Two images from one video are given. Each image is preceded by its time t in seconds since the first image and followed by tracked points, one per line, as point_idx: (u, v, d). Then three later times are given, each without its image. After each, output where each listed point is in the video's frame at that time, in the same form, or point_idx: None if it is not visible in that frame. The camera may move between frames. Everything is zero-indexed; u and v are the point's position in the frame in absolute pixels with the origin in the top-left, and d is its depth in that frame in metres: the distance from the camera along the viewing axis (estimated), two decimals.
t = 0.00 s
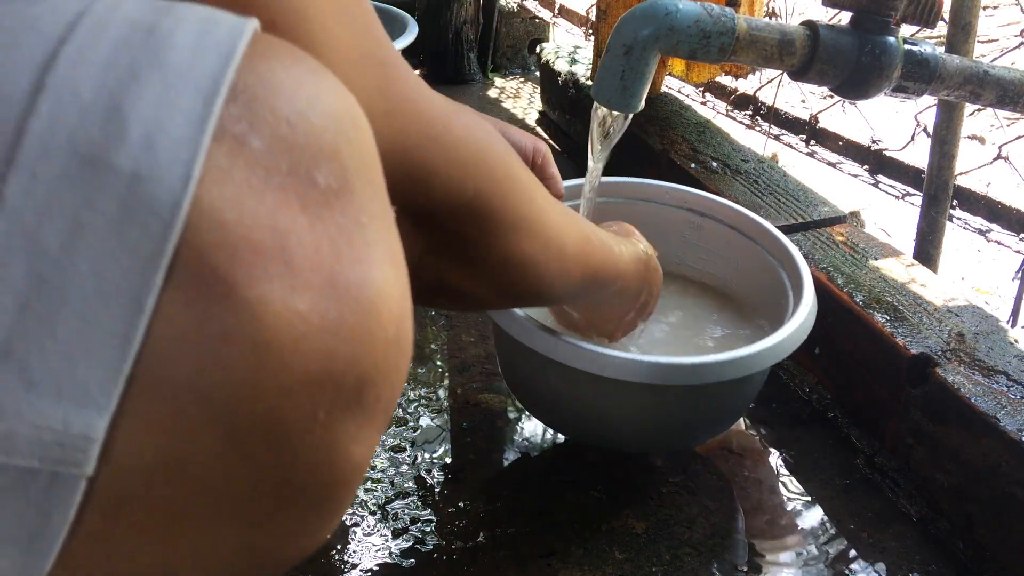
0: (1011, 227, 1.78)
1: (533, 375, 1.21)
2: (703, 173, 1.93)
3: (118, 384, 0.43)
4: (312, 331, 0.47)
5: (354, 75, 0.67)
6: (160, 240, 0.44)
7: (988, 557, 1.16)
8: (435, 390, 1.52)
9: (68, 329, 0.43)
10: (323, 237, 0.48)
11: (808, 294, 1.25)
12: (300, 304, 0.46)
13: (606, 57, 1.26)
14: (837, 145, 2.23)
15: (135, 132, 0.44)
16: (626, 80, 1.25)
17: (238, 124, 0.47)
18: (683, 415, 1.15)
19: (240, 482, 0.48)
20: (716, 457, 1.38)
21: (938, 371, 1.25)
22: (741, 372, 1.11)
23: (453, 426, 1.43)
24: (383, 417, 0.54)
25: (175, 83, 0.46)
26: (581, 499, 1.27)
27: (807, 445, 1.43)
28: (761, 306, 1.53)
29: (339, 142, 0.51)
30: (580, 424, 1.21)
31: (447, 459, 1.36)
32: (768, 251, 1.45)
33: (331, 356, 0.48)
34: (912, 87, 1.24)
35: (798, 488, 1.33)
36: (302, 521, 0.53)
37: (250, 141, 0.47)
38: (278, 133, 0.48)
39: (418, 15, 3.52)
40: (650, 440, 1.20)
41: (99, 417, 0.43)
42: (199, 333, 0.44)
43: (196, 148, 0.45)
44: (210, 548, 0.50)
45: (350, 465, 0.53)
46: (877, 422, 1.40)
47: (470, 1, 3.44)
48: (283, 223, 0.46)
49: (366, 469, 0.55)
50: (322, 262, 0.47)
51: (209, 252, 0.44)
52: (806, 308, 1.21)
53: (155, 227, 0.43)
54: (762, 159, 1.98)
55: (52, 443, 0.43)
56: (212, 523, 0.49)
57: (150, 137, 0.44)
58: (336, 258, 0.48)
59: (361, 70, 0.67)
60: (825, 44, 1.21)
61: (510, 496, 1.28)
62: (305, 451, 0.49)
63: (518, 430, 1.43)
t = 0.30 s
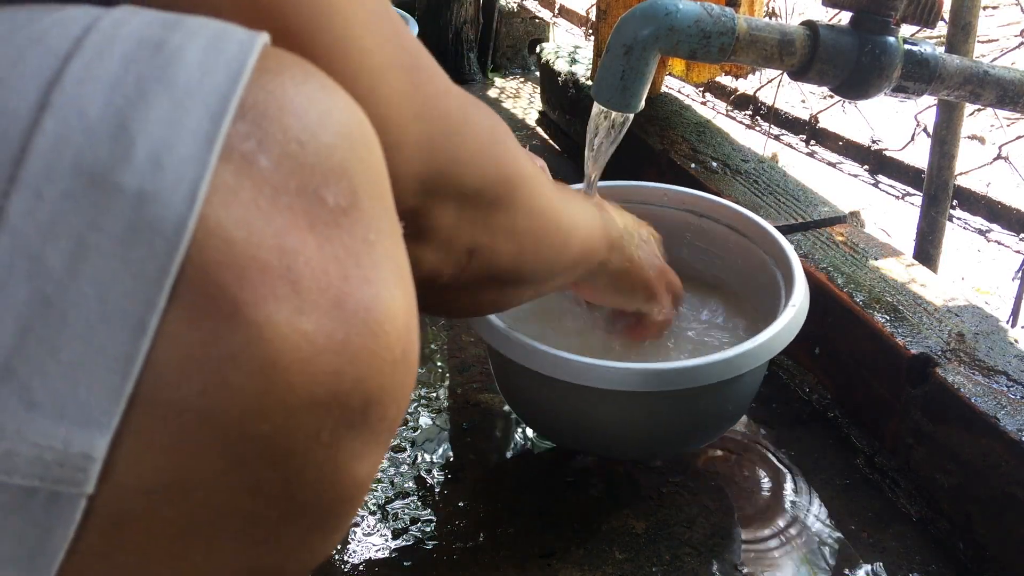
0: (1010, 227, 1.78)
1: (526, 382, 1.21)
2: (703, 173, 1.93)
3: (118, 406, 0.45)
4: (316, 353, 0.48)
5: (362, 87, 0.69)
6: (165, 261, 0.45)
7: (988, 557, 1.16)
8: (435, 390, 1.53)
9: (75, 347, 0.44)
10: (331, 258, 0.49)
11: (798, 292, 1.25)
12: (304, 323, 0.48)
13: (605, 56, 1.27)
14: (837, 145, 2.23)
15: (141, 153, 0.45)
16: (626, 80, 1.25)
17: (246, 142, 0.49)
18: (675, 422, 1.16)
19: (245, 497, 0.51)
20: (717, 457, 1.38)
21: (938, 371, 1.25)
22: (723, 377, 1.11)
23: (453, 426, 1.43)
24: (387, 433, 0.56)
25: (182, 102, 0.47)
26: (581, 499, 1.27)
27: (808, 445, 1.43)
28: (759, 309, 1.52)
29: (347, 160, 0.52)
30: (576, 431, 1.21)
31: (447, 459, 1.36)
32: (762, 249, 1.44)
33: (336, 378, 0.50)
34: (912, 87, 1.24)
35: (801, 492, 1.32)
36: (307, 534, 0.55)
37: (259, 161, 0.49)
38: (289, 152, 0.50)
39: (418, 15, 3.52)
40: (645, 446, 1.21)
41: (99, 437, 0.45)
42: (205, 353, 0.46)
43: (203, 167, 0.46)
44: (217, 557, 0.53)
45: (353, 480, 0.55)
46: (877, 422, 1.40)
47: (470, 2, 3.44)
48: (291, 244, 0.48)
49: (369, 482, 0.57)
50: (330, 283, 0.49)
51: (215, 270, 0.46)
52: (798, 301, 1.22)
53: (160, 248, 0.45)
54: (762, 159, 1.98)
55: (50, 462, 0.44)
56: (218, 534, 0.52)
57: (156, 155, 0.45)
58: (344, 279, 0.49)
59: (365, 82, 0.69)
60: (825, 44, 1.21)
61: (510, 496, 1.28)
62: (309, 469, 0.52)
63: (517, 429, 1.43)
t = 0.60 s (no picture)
0: (1011, 227, 1.78)
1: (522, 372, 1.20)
2: (703, 173, 1.93)
3: (97, 339, 0.42)
4: (294, 295, 0.45)
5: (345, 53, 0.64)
6: (142, 198, 0.41)
7: (988, 558, 1.16)
8: (435, 390, 1.53)
9: (49, 289, 0.41)
10: (307, 207, 0.46)
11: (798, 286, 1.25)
12: (280, 266, 0.44)
13: (606, 56, 1.27)
14: (837, 145, 2.23)
15: (121, 95, 0.42)
16: (626, 80, 1.25)
17: (223, 92, 0.44)
18: (669, 413, 1.15)
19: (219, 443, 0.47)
20: (716, 457, 1.38)
21: (938, 371, 1.25)
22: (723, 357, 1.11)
23: (453, 426, 1.43)
24: (370, 385, 0.53)
25: (163, 47, 0.43)
26: (581, 499, 1.28)
27: (808, 445, 1.43)
28: (755, 312, 1.52)
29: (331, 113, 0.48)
30: (568, 425, 1.21)
31: (447, 459, 1.36)
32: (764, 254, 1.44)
33: (314, 320, 0.46)
34: (912, 87, 1.24)
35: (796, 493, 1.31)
36: (284, 484, 0.51)
37: (236, 111, 0.45)
38: (265, 105, 0.46)
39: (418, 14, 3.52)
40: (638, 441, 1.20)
41: (79, 368, 0.42)
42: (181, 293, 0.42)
43: (181, 112, 0.42)
44: (189, 507, 0.50)
45: (334, 431, 0.51)
46: (877, 422, 1.40)
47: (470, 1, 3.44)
48: (265, 188, 0.44)
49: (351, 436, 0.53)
50: (305, 230, 0.45)
51: (190, 216, 0.42)
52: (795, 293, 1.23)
53: (138, 188, 0.41)
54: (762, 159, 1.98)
55: (32, 395, 0.41)
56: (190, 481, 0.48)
57: (136, 98, 0.42)
58: (319, 226, 0.46)
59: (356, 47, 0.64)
60: (825, 44, 1.21)
61: (510, 497, 1.28)
62: (286, 414, 0.48)
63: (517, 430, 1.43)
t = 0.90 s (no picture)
0: (1011, 227, 1.78)
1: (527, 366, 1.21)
2: (703, 173, 1.93)
3: (42, 295, 0.42)
4: (245, 250, 0.43)
5: (308, 21, 0.62)
6: (84, 151, 0.42)
7: (988, 558, 1.16)
8: (435, 390, 1.53)
9: None
10: (258, 162, 0.44)
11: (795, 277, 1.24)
12: (229, 220, 0.43)
13: (605, 56, 1.26)
14: (837, 145, 2.23)
15: (59, 50, 0.43)
16: (626, 80, 1.24)
17: (168, 48, 0.44)
18: (667, 402, 1.16)
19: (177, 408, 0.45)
20: (717, 457, 1.38)
21: (938, 371, 1.25)
22: (725, 349, 1.10)
23: (453, 426, 1.43)
24: (336, 348, 0.51)
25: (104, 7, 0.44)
26: (581, 499, 1.28)
27: (807, 445, 1.43)
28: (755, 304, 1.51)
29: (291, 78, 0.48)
30: (564, 414, 1.22)
31: (447, 459, 1.36)
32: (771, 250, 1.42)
33: (267, 275, 0.44)
34: (912, 87, 1.24)
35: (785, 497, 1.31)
36: (250, 450, 0.50)
37: (180, 64, 0.44)
38: (212, 60, 0.45)
39: (419, 15, 3.51)
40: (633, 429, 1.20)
41: (26, 325, 0.42)
42: (127, 247, 0.42)
43: (120, 65, 0.43)
44: (150, 479, 0.48)
45: (298, 393, 0.49)
46: (877, 422, 1.40)
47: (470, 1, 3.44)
48: (213, 143, 0.43)
49: (318, 400, 0.52)
50: (255, 184, 0.44)
51: (135, 168, 0.42)
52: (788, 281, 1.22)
53: (79, 141, 0.42)
54: (762, 159, 1.98)
55: None
56: (151, 450, 0.47)
57: (74, 54, 0.43)
58: (270, 181, 0.44)
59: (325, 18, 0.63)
60: (825, 44, 1.21)
61: (511, 497, 1.28)
62: (246, 375, 0.46)
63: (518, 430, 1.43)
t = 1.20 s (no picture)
0: (1011, 227, 1.78)
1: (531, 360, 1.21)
2: (703, 173, 1.93)
3: (15, 274, 0.41)
4: (222, 229, 0.42)
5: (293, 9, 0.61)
6: (54, 128, 0.41)
7: (988, 558, 1.16)
8: (435, 390, 1.52)
9: None
10: (234, 143, 0.43)
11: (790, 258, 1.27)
12: (205, 199, 0.42)
13: (606, 56, 1.27)
14: (837, 145, 2.24)
15: (30, 26, 0.42)
16: (626, 80, 1.25)
17: (141, 27, 0.43)
18: (683, 386, 1.16)
19: (156, 390, 0.44)
20: (717, 458, 1.38)
21: (938, 371, 1.25)
22: (742, 331, 1.12)
23: (453, 426, 1.43)
24: (318, 330, 0.49)
25: None
26: (581, 499, 1.28)
27: (808, 445, 1.43)
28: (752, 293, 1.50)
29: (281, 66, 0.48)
30: (577, 402, 1.22)
31: (447, 459, 1.36)
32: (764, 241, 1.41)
33: (245, 254, 0.43)
34: (912, 87, 1.24)
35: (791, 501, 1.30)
36: (232, 437, 0.47)
37: (154, 42, 0.43)
38: (186, 38, 0.44)
39: (419, 15, 3.51)
40: (643, 414, 1.21)
41: None
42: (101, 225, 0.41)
43: (90, 43, 0.42)
44: (129, 469, 0.46)
45: (279, 375, 0.47)
46: (877, 422, 1.40)
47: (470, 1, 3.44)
48: (187, 120, 0.42)
49: (300, 382, 0.50)
50: (231, 165, 0.43)
51: (106, 146, 0.41)
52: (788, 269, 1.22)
53: (49, 118, 0.41)
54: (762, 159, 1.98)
55: None
56: (128, 436, 0.45)
57: (44, 30, 0.42)
58: (247, 160, 0.43)
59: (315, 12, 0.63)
60: (825, 44, 1.21)
61: (511, 497, 1.28)
62: (225, 358, 0.44)
63: (518, 430, 1.43)
